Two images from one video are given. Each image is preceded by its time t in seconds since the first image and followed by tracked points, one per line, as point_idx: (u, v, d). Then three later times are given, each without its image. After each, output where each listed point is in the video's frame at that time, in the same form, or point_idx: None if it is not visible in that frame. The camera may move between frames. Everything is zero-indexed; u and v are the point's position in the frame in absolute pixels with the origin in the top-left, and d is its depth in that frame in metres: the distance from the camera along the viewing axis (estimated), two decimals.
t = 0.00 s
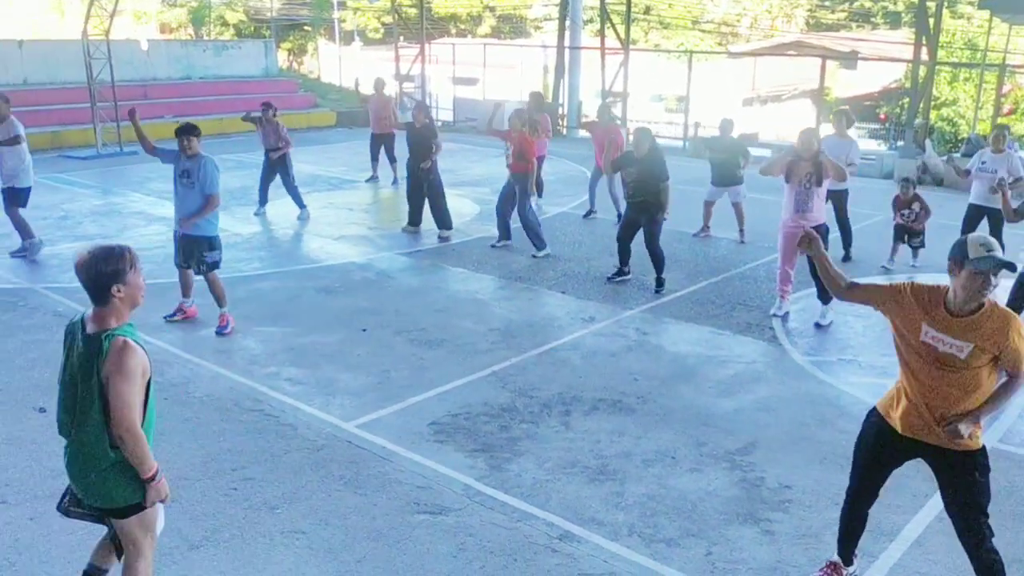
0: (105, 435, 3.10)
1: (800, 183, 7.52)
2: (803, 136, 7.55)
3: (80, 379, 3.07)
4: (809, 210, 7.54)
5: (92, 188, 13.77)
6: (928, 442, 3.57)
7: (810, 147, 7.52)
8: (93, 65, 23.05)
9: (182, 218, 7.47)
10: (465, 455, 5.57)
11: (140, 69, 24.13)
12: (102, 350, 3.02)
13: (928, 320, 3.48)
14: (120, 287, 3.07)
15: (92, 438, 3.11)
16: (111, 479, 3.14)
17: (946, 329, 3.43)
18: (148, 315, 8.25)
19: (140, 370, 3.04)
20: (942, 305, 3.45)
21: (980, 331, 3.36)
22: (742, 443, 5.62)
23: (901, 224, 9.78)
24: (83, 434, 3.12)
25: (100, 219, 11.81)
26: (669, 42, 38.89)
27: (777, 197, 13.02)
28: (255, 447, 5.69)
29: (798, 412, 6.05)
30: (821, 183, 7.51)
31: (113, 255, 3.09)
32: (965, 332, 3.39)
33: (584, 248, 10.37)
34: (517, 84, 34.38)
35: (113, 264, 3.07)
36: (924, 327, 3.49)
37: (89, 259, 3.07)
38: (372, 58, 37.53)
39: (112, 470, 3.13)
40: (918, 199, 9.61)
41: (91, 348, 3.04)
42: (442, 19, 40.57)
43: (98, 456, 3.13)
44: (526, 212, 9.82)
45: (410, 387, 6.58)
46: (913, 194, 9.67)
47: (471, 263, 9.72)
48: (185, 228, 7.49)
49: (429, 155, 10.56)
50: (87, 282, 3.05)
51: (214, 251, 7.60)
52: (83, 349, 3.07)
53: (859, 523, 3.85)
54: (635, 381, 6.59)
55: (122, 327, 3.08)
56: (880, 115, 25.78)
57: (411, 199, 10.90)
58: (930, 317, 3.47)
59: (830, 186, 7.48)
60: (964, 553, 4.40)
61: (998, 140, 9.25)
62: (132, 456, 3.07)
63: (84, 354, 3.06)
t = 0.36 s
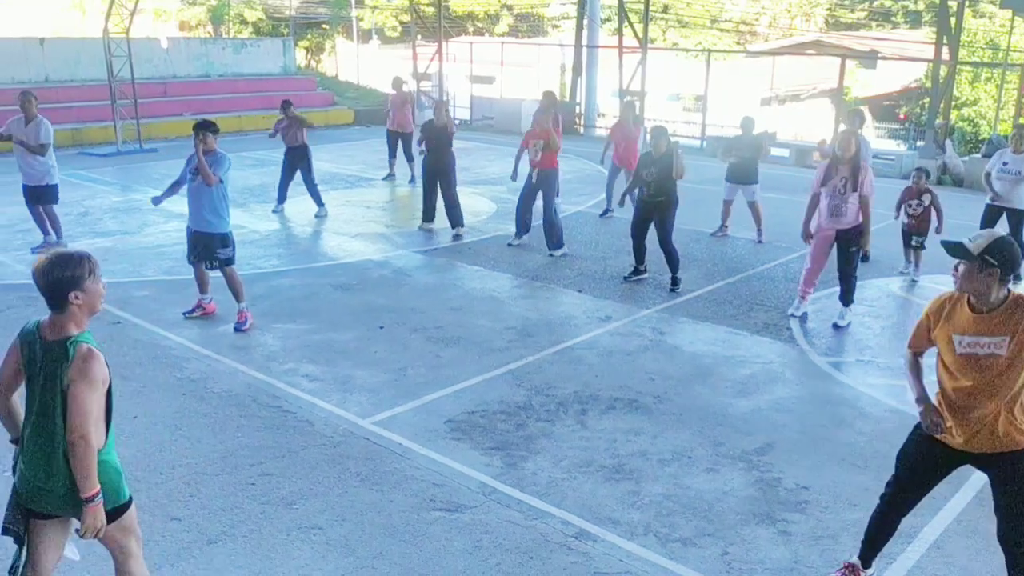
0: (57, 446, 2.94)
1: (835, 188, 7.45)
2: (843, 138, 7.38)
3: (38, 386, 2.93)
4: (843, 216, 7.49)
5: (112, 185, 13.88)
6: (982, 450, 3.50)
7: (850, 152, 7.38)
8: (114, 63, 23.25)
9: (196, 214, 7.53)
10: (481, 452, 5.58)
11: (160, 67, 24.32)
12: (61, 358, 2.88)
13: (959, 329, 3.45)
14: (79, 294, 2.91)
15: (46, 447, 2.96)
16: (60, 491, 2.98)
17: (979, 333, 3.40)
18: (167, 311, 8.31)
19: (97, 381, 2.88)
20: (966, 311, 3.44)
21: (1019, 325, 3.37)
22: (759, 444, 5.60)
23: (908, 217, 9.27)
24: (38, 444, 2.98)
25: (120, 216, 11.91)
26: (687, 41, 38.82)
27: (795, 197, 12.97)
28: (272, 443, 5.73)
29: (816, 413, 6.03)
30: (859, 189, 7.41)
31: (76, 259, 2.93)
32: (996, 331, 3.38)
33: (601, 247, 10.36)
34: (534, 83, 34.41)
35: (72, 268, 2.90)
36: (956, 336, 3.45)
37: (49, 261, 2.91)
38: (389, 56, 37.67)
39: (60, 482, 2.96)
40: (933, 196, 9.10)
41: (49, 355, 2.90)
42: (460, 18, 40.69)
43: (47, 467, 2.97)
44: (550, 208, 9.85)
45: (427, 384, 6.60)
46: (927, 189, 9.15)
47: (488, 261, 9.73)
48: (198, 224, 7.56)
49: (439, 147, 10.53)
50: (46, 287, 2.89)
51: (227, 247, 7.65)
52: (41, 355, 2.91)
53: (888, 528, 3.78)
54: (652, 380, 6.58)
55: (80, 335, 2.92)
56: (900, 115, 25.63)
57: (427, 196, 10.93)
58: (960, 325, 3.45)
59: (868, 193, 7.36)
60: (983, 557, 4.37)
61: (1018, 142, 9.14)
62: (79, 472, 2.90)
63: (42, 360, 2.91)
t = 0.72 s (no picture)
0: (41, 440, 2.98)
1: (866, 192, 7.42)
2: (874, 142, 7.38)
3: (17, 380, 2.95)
4: (872, 219, 7.45)
5: (137, 181, 14.02)
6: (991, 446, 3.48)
7: (880, 155, 7.34)
8: (139, 61, 23.47)
9: (215, 209, 7.62)
10: (503, 451, 5.59)
11: (184, 65, 24.51)
12: (40, 351, 2.91)
13: (965, 322, 3.47)
14: (54, 286, 2.94)
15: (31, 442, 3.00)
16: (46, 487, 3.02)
17: (983, 328, 3.40)
18: (191, 307, 8.39)
19: (78, 373, 2.92)
20: (975, 304, 3.44)
21: (1019, 329, 3.33)
22: (781, 446, 5.58)
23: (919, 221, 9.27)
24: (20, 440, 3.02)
25: (145, 212, 12.02)
26: (709, 42, 38.72)
27: (818, 198, 12.89)
28: (295, 438, 5.77)
29: (838, 416, 6.00)
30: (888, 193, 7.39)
31: (52, 251, 2.95)
32: (1000, 328, 3.36)
33: (622, 247, 10.35)
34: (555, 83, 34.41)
35: (49, 259, 2.93)
36: (963, 329, 3.47)
37: (25, 254, 2.93)
38: (411, 55, 37.79)
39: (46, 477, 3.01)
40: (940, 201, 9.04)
41: (28, 349, 2.93)
42: (482, 17, 40.76)
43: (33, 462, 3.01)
44: (571, 209, 9.86)
45: (448, 382, 6.63)
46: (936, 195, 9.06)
47: (509, 260, 9.74)
48: (218, 219, 7.64)
49: (469, 145, 10.58)
50: (22, 280, 2.92)
51: (246, 242, 7.71)
52: (19, 349, 2.94)
53: (907, 522, 3.80)
54: (674, 381, 6.57)
55: (57, 328, 2.95)
56: (925, 117, 25.42)
57: (450, 194, 10.95)
58: (966, 318, 3.46)
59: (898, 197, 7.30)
60: (1009, 562, 4.34)
61: None
62: (68, 463, 2.95)
63: (20, 354, 2.94)
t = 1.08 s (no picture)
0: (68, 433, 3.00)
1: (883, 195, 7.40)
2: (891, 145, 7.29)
3: (39, 374, 2.99)
4: (888, 222, 7.43)
5: (159, 178, 14.13)
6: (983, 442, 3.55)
7: (895, 158, 7.26)
8: (163, 59, 23.65)
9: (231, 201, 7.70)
10: (522, 451, 5.60)
11: (207, 63, 24.66)
12: (60, 343, 2.96)
13: (956, 315, 3.54)
14: (65, 282, 2.99)
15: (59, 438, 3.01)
16: (81, 480, 3.04)
17: (970, 323, 3.47)
18: (213, 303, 8.45)
19: (101, 360, 2.98)
20: (967, 298, 3.50)
21: (1002, 328, 3.37)
22: (802, 449, 5.56)
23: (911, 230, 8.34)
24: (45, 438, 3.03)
25: (168, 209, 12.12)
26: (731, 43, 38.57)
27: (840, 201, 12.81)
28: (315, 435, 5.80)
29: (860, 420, 5.96)
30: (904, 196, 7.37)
31: (55, 249, 3.00)
32: (984, 326, 3.41)
33: (643, 248, 10.33)
34: (575, 83, 34.37)
35: (57, 257, 2.98)
36: (955, 322, 3.54)
37: (28, 255, 2.97)
38: (432, 54, 37.85)
39: (78, 469, 3.03)
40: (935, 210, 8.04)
41: (47, 344, 2.97)
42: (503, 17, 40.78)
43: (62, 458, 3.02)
44: (586, 209, 9.86)
45: (467, 381, 6.64)
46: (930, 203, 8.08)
47: (529, 260, 9.75)
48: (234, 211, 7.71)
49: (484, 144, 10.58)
50: (31, 280, 2.95)
51: (258, 235, 7.74)
52: (38, 345, 2.98)
53: (926, 523, 3.79)
54: (694, 383, 6.55)
55: (74, 320, 3.01)
56: (949, 120, 25.20)
57: (468, 194, 10.98)
58: (957, 312, 3.53)
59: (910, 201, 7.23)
60: None
61: None
62: (100, 447, 3.02)
63: (40, 350, 2.98)
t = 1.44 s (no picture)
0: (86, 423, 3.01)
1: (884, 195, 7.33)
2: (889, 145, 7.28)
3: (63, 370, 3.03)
4: (891, 222, 7.39)
5: (174, 175, 14.20)
6: None
7: (896, 157, 7.24)
8: (178, 57, 23.77)
9: (250, 200, 7.70)
10: (534, 450, 5.60)
11: (222, 61, 24.75)
12: (81, 340, 2.97)
13: (999, 331, 3.49)
14: (93, 280, 3.01)
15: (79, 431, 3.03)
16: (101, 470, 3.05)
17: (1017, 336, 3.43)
18: (227, 300, 8.49)
19: (115, 357, 2.96)
20: (1009, 314, 3.48)
21: None
22: (816, 451, 5.54)
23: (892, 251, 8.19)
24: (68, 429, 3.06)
25: (183, 206, 12.18)
26: (745, 44, 38.50)
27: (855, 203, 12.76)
28: (328, 432, 5.82)
29: (874, 423, 5.94)
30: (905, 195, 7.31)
31: (84, 247, 3.02)
32: None
33: (656, 249, 10.32)
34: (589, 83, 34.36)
35: (82, 258, 2.99)
36: (996, 339, 3.50)
37: (56, 254, 2.99)
38: (446, 53, 37.91)
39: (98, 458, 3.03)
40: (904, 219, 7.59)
41: (71, 340, 2.99)
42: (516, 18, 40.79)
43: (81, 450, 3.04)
44: (605, 209, 9.86)
45: (480, 380, 6.65)
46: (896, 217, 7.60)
47: (541, 260, 9.74)
48: (253, 211, 7.74)
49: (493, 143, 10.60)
50: (57, 277, 2.99)
51: (276, 234, 7.78)
52: (62, 341, 3.02)
53: (951, 529, 3.78)
54: (707, 384, 6.54)
55: (97, 319, 3.01)
56: (965, 122, 25.07)
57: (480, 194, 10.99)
58: (999, 328, 3.49)
59: (914, 199, 7.21)
60: None
61: None
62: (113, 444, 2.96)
63: (65, 344, 3.00)
